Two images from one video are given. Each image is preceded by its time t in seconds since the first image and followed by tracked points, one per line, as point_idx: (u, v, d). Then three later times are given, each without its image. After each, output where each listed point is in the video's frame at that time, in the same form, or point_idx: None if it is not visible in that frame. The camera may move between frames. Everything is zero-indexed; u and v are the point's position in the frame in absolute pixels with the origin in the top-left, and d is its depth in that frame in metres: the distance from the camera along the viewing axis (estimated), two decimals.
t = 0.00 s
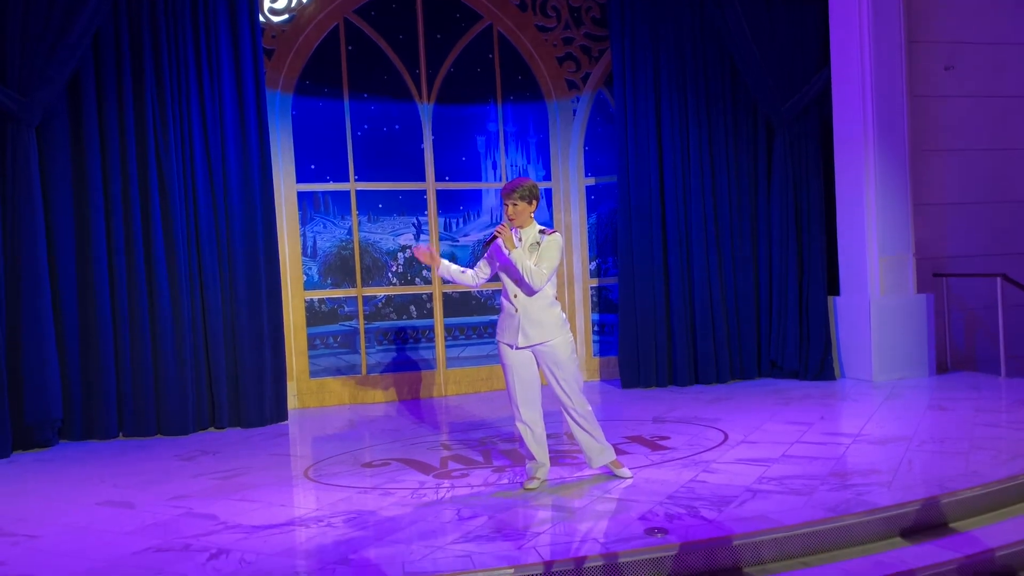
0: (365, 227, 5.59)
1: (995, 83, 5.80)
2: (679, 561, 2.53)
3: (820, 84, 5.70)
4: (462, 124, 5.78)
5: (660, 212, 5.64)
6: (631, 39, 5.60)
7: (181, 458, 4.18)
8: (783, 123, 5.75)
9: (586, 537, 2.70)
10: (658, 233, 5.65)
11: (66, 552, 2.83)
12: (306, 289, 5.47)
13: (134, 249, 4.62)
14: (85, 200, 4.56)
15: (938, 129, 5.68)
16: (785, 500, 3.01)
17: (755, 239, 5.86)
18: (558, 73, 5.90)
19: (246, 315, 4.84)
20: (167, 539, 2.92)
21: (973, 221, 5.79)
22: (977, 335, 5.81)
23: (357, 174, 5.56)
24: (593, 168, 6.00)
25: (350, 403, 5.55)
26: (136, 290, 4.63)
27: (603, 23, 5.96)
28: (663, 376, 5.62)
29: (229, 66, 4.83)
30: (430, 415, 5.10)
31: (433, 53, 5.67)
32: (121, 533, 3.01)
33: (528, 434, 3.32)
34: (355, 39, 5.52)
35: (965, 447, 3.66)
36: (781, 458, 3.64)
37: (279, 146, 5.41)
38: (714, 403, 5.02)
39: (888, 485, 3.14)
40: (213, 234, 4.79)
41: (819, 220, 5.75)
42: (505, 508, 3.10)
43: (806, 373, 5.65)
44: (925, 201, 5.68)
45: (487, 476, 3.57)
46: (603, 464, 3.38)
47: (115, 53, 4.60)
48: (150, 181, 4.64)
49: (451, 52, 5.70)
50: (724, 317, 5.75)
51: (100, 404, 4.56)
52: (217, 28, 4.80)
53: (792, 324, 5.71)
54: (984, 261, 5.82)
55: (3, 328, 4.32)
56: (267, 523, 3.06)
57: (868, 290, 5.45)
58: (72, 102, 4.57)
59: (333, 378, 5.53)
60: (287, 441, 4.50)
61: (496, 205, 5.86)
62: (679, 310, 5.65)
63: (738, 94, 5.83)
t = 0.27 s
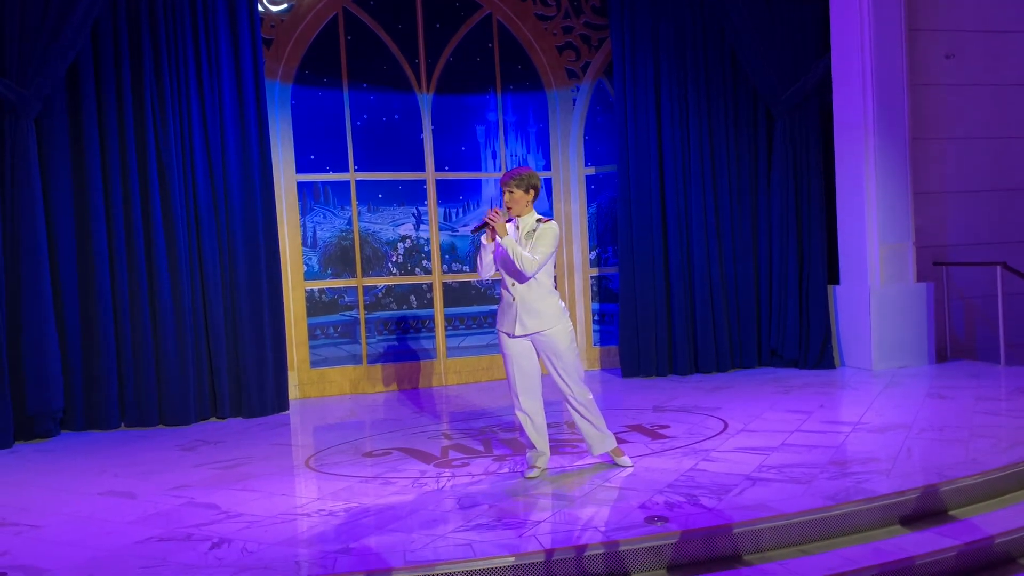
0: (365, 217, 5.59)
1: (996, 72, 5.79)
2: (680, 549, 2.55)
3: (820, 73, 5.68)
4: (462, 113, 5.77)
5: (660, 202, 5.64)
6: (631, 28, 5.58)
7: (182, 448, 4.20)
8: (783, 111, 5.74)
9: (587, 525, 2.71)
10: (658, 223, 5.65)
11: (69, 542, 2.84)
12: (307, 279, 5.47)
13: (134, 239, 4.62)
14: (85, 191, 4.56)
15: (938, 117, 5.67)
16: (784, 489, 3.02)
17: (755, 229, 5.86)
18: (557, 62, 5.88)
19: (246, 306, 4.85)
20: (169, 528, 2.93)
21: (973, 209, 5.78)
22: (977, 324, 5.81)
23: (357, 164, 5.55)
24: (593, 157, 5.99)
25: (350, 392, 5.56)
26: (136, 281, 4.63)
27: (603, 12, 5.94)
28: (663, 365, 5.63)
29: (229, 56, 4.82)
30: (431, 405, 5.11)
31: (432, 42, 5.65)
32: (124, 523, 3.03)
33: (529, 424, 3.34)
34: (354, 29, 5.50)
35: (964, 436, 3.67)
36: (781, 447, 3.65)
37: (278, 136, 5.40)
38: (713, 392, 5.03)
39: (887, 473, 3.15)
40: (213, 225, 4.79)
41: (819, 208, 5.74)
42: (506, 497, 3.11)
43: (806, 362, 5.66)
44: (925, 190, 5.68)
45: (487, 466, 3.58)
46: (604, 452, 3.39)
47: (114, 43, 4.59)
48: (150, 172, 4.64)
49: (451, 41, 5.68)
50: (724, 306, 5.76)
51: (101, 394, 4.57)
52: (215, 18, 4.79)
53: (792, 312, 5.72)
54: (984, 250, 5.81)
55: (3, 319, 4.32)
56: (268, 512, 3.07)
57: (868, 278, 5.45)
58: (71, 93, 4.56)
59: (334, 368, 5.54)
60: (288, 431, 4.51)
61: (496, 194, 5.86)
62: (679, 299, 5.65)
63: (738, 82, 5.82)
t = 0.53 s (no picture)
0: (365, 209, 5.59)
1: (997, 62, 5.77)
2: (680, 540, 2.55)
3: (821, 63, 5.67)
4: (462, 105, 5.75)
5: (660, 193, 5.63)
6: (631, 20, 5.56)
7: (183, 441, 4.20)
8: (783, 102, 5.72)
9: (587, 517, 2.71)
10: (659, 215, 5.64)
11: (70, 534, 2.85)
12: (307, 272, 5.47)
13: (134, 232, 4.62)
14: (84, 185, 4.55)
15: (939, 108, 5.66)
16: (785, 480, 3.03)
17: (756, 220, 5.85)
18: (557, 54, 5.86)
19: (246, 299, 4.84)
20: (170, 521, 2.94)
21: (973, 200, 5.77)
22: (977, 315, 5.81)
23: (356, 156, 5.54)
24: (593, 149, 5.98)
25: (351, 385, 5.56)
26: (136, 274, 4.63)
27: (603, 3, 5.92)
28: (664, 356, 5.63)
29: (228, 48, 4.81)
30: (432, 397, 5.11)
31: (432, 34, 5.64)
32: (125, 515, 3.03)
33: (529, 415, 3.34)
34: (354, 21, 5.49)
35: (964, 427, 3.68)
36: (781, 438, 3.65)
37: (277, 128, 5.39)
38: (714, 384, 5.03)
39: (887, 464, 3.15)
40: (213, 218, 4.78)
41: (820, 199, 5.72)
42: (506, 488, 3.11)
43: (806, 353, 5.65)
44: (925, 181, 5.67)
45: (488, 458, 3.58)
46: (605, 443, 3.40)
47: (113, 35, 4.57)
48: (150, 164, 4.63)
49: (450, 32, 5.67)
50: (725, 297, 5.76)
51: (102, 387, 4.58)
52: (214, 10, 4.77)
53: (793, 304, 5.71)
54: (984, 240, 5.81)
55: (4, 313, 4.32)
56: (269, 504, 3.08)
57: (869, 269, 5.44)
58: (70, 85, 4.55)
59: (335, 360, 5.55)
60: (289, 423, 4.52)
61: (496, 185, 5.85)
62: (679, 291, 5.65)
63: (739, 73, 5.80)
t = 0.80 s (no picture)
0: (364, 200, 5.58)
1: (998, 51, 5.75)
2: (680, 529, 2.56)
3: (821, 53, 5.65)
4: (461, 96, 5.74)
5: (660, 184, 5.62)
6: (631, 10, 5.55)
7: (184, 432, 4.21)
8: (783, 93, 5.71)
9: (587, 506, 2.72)
10: (659, 206, 5.64)
11: (72, 524, 2.85)
12: (307, 263, 5.47)
13: (134, 224, 4.62)
14: (84, 176, 4.55)
15: (939, 98, 5.64)
16: (784, 469, 3.03)
17: (756, 210, 5.85)
18: (557, 43, 5.84)
19: (247, 290, 4.85)
20: (172, 510, 2.95)
21: (974, 190, 5.77)
22: (977, 305, 5.81)
23: (356, 148, 5.53)
24: (593, 139, 5.97)
25: (352, 376, 5.57)
26: (137, 265, 4.63)
27: None
28: (664, 347, 5.64)
29: (227, 39, 4.79)
30: (434, 388, 5.12)
31: (431, 25, 5.62)
32: (126, 505, 3.04)
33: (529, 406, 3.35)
34: (353, 11, 5.47)
35: (964, 416, 3.68)
36: (781, 428, 3.66)
37: (277, 119, 5.38)
38: (714, 374, 5.04)
39: (887, 453, 3.16)
40: (212, 209, 4.78)
41: (820, 190, 5.71)
42: (507, 478, 3.12)
43: (806, 343, 5.66)
44: (926, 171, 5.66)
45: (488, 448, 3.59)
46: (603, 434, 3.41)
47: (111, 26, 4.56)
48: (149, 155, 4.63)
49: (449, 23, 5.65)
50: (725, 287, 5.76)
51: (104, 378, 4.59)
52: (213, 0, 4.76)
53: (793, 294, 5.71)
54: (985, 230, 5.80)
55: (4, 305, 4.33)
56: (270, 494, 3.08)
57: (869, 259, 5.44)
58: (69, 76, 4.54)
59: (335, 351, 5.55)
60: (290, 414, 4.53)
61: (496, 176, 5.84)
62: (680, 282, 5.65)
63: (739, 63, 5.78)
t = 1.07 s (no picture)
0: (366, 192, 5.58)
1: (1001, 42, 5.73)
2: (682, 520, 2.56)
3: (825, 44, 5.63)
4: (463, 88, 5.73)
5: (663, 175, 5.61)
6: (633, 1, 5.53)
7: (186, 423, 4.22)
8: (786, 84, 5.69)
9: (589, 498, 2.72)
10: (662, 198, 5.63)
11: (75, 515, 2.86)
12: (309, 255, 5.47)
13: (136, 216, 4.62)
14: (86, 168, 4.54)
15: (942, 89, 5.62)
16: (786, 461, 3.03)
17: (758, 201, 5.83)
18: (559, 34, 5.83)
19: (249, 282, 4.85)
20: (174, 502, 2.95)
21: (977, 182, 5.75)
22: (979, 297, 5.80)
23: (357, 139, 5.53)
24: (595, 131, 5.96)
25: (353, 368, 5.57)
26: (139, 257, 4.63)
27: None
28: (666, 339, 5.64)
29: (228, 31, 4.78)
30: (437, 379, 5.13)
31: (432, 16, 5.61)
32: (129, 497, 3.05)
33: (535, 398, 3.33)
34: (354, 3, 5.45)
35: (966, 408, 3.68)
36: (782, 420, 3.66)
37: (278, 111, 5.37)
38: (716, 366, 5.04)
39: (889, 445, 3.16)
40: (214, 201, 4.78)
41: (823, 181, 5.69)
42: (509, 470, 3.12)
43: (808, 335, 5.65)
44: (929, 162, 5.64)
45: (490, 439, 3.59)
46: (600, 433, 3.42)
47: (112, 18, 4.55)
48: (151, 147, 4.62)
49: (451, 14, 5.63)
50: (727, 279, 5.75)
51: (106, 370, 4.60)
52: None
53: (795, 286, 5.70)
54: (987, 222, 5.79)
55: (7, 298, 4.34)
56: (273, 486, 3.09)
57: (871, 251, 5.43)
58: (71, 67, 4.53)
59: (337, 343, 5.56)
60: (292, 406, 4.53)
61: (497, 169, 5.83)
62: (682, 274, 5.65)
63: (741, 54, 5.77)
